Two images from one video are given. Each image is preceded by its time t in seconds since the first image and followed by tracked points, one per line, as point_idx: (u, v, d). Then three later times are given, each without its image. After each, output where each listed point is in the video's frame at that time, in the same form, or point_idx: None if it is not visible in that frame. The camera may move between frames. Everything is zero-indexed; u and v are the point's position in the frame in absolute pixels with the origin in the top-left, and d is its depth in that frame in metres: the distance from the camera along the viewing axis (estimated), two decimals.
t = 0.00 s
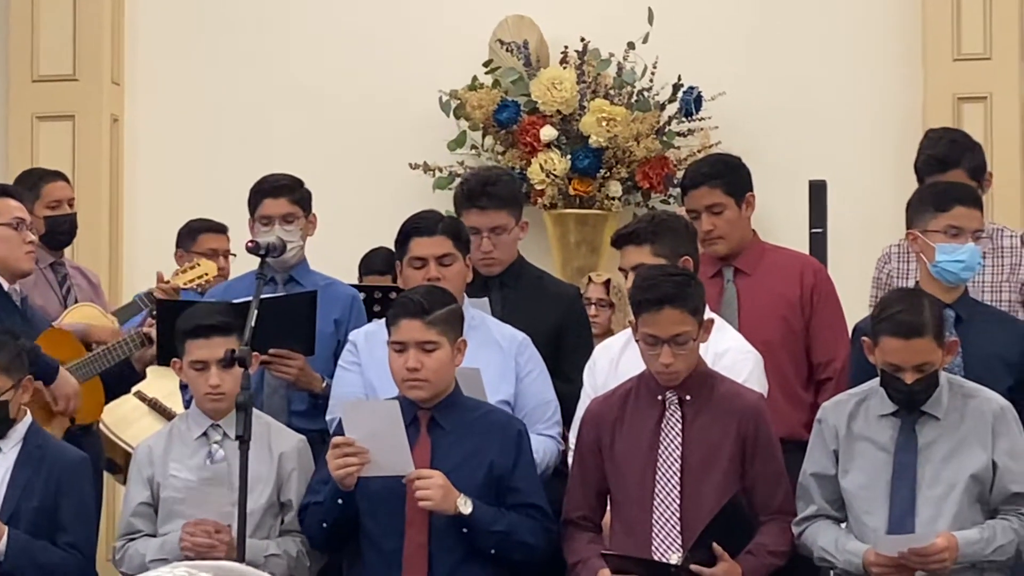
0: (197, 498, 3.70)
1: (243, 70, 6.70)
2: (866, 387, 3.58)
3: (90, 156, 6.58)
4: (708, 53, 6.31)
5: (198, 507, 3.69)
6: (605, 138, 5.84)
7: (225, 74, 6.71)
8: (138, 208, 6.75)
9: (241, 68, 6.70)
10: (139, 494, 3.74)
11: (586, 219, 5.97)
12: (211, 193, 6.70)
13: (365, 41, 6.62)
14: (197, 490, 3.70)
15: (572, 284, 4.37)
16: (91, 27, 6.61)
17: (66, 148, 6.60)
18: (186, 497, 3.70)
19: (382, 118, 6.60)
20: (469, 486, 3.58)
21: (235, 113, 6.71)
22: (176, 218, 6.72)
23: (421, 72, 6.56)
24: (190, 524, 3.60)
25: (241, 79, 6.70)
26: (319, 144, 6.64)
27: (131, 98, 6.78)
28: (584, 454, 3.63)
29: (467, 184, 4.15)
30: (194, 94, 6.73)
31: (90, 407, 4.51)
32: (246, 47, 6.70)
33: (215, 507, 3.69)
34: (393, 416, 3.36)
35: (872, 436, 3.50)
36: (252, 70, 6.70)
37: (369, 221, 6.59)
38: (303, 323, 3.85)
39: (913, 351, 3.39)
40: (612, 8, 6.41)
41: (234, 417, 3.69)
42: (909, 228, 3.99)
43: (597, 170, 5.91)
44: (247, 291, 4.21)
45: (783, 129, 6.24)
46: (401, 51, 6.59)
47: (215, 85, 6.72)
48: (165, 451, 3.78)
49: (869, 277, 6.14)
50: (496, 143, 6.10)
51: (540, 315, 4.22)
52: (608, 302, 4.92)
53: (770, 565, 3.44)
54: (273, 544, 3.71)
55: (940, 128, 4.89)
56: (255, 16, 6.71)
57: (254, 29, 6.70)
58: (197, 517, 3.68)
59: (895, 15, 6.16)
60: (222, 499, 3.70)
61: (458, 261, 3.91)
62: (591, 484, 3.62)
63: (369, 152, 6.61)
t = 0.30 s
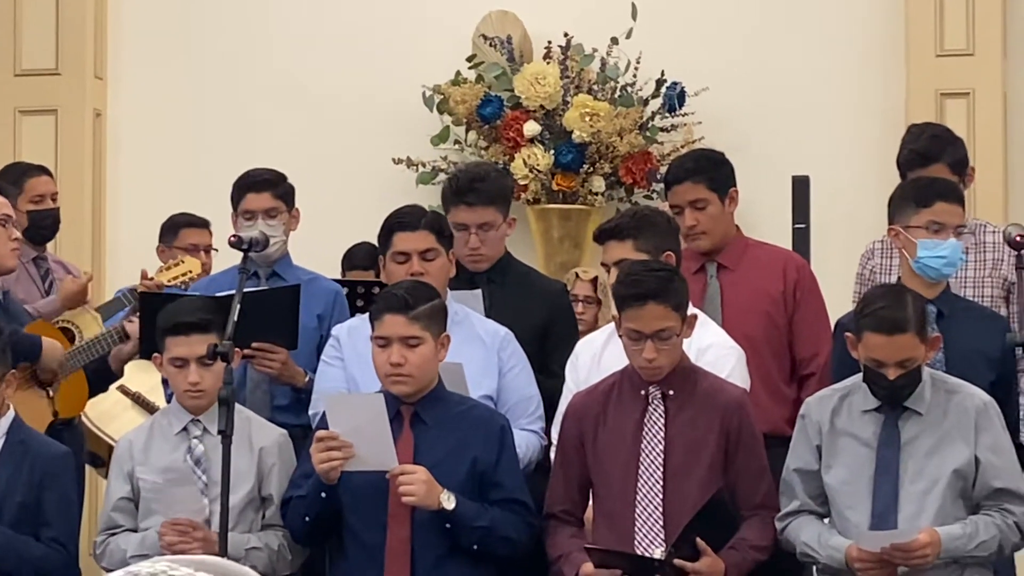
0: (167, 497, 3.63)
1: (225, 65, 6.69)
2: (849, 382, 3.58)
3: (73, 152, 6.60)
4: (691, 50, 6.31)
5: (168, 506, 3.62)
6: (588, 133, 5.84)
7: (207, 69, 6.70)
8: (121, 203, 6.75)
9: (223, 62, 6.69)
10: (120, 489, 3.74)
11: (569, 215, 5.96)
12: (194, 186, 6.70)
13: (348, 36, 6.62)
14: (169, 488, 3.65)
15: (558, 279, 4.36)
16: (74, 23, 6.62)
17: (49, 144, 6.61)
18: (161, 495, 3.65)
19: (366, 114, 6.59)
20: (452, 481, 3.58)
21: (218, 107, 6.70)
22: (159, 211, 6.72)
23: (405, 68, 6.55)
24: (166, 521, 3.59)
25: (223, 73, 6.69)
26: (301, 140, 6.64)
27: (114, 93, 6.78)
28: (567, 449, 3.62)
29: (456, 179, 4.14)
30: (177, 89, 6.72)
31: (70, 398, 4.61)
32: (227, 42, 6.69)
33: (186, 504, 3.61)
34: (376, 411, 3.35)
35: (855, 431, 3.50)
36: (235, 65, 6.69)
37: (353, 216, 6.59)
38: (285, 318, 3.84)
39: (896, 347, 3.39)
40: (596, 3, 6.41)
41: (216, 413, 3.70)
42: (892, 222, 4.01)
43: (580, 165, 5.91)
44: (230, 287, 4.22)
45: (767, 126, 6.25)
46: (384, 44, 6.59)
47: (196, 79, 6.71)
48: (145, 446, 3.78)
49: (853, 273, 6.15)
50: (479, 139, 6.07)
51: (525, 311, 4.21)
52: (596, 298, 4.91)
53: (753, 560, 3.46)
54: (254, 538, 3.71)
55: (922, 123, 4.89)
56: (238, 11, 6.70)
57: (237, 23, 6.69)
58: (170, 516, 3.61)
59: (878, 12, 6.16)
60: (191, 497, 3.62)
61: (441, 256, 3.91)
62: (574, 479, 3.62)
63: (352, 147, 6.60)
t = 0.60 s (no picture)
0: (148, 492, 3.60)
1: (209, 60, 6.68)
2: (833, 378, 3.59)
3: (56, 146, 6.57)
4: (676, 45, 6.31)
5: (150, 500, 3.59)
6: (572, 129, 5.80)
7: (189, 65, 6.69)
8: (105, 198, 6.75)
9: (206, 57, 6.69)
10: (102, 484, 3.73)
11: (553, 211, 5.96)
12: (178, 179, 6.69)
13: (331, 31, 6.61)
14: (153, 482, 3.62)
15: (542, 275, 4.36)
16: (56, 17, 6.60)
17: (31, 138, 6.59)
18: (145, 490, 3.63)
19: (350, 109, 6.58)
20: (435, 477, 3.57)
21: (201, 101, 6.69)
22: (140, 205, 6.72)
23: (389, 63, 6.55)
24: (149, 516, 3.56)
25: (206, 68, 6.69)
26: (281, 136, 6.64)
27: (97, 88, 6.76)
28: (550, 444, 3.62)
29: (440, 174, 4.13)
30: (160, 83, 6.71)
31: (54, 395, 4.59)
32: (207, 39, 6.69)
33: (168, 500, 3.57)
34: (360, 406, 3.35)
35: (839, 427, 3.50)
36: (218, 60, 6.68)
37: (338, 211, 6.58)
38: (269, 313, 3.84)
39: (879, 343, 3.40)
40: None
41: (200, 408, 3.70)
42: (875, 218, 4.01)
43: (564, 161, 5.89)
44: (213, 282, 4.22)
45: (752, 122, 6.25)
46: (368, 38, 6.58)
47: (178, 74, 6.70)
48: (128, 441, 3.77)
49: (836, 268, 6.16)
50: (463, 135, 6.09)
51: (509, 307, 4.21)
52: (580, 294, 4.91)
53: (735, 554, 3.47)
54: (237, 532, 3.70)
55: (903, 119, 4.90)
56: (220, 6, 6.69)
57: (221, 18, 6.68)
58: (152, 511, 3.57)
59: (862, 8, 6.16)
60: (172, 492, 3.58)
61: (425, 251, 3.90)
62: (557, 474, 3.62)
63: (337, 143, 6.60)
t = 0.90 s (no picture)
0: (137, 489, 3.62)
1: (193, 55, 6.67)
2: (815, 373, 3.59)
3: (38, 141, 6.56)
4: (660, 41, 6.31)
5: (137, 498, 3.62)
6: (554, 124, 5.82)
7: (171, 61, 6.68)
8: (87, 194, 6.74)
9: (188, 53, 6.68)
10: (85, 480, 3.72)
11: (536, 206, 5.97)
12: (161, 174, 6.68)
13: (315, 27, 6.61)
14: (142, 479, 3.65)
15: (524, 270, 4.37)
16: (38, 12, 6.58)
17: (13, 133, 6.58)
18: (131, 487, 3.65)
19: (334, 105, 6.58)
20: (417, 473, 3.57)
21: (184, 97, 6.68)
22: (123, 201, 6.71)
23: (372, 59, 6.54)
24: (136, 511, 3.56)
25: (189, 63, 6.68)
26: (264, 132, 6.63)
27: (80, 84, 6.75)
28: (532, 439, 3.62)
29: (420, 169, 4.15)
30: (143, 79, 6.70)
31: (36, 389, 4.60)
32: (189, 35, 6.68)
33: (155, 497, 3.60)
34: (342, 400, 3.34)
35: (821, 422, 3.50)
36: (201, 56, 6.67)
37: (322, 206, 6.58)
38: (251, 309, 3.84)
39: (861, 339, 3.40)
40: None
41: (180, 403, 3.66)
42: (858, 213, 4.00)
43: (547, 156, 5.90)
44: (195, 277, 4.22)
45: (736, 118, 6.25)
46: (351, 33, 6.57)
47: (161, 70, 6.69)
48: (111, 436, 3.77)
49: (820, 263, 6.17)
50: (445, 130, 6.10)
51: (491, 302, 4.21)
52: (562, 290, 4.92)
53: (718, 551, 3.48)
54: (220, 529, 3.70)
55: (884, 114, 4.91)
56: (203, 1, 6.68)
57: (204, 13, 6.67)
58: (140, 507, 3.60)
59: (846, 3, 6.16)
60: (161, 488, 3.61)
61: (407, 247, 3.90)
62: (539, 470, 3.62)
63: (321, 138, 6.59)
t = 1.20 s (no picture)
0: (122, 485, 3.60)
1: (176, 49, 6.66)
2: (797, 368, 3.60)
3: (19, 136, 6.55)
4: (644, 36, 6.31)
5: (123, 492, 3.59)
6: (537, 120, 5.82)
7: (154, 55, 6.67)
8: (70, 188, 6.73)
9: (171, 47, 6.66)
10: (67, 476, 3.73)
11: (518, 201, 5.95)
12: (144, 168, 6.67)
13: (298, 22, 6.60)
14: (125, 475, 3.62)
15: (506, 265, 4.36)
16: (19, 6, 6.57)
17: None
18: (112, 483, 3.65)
19: (318, 99, 6.57)
20: (398, 468, 3.57)
21: (167, 91, 6.67)
22: (105, 195, 6.70)
23: (356, 54, 6.54)
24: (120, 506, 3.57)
25: (172, 57, 6.66)
26: (247, 127, 6.62)
27: (61, 78, 6.74)
28: (514, 435, 3.62)
29: (403, 164, 4.14)
30: (125, 73, 6.68)
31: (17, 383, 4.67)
32: (172, 30, 6.66)
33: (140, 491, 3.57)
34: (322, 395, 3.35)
35: (803, 417, 3.51)
36: (184, 50, 6.66)
37: (306, 202, 6.57)
38: (233, 303, 3.84)
39: (843, 335, 3.40)
40: None
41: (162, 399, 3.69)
42: (840, 208, 4.01)
43: (530, 151, 5.90)
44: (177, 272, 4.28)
45: (721, 113, 6.25)
46: (335, 29, 6.57)
47: (144, 63, 6.68)
48: (92, 432, 3.77)
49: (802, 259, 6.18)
50: (429, 125, 6.08)
51: (473, 297, 4.21)
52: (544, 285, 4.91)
53: (699, 545, 3.47)
54: (202, 526, 3.70)
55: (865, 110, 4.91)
56: None
57: (187, 8, 6.66)
58: (125, 503, 3.58)
59: None
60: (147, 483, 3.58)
61: (388, 242, 3.90)
62: (521, 465, 3.62)
63: (304, 133, 6.58)
